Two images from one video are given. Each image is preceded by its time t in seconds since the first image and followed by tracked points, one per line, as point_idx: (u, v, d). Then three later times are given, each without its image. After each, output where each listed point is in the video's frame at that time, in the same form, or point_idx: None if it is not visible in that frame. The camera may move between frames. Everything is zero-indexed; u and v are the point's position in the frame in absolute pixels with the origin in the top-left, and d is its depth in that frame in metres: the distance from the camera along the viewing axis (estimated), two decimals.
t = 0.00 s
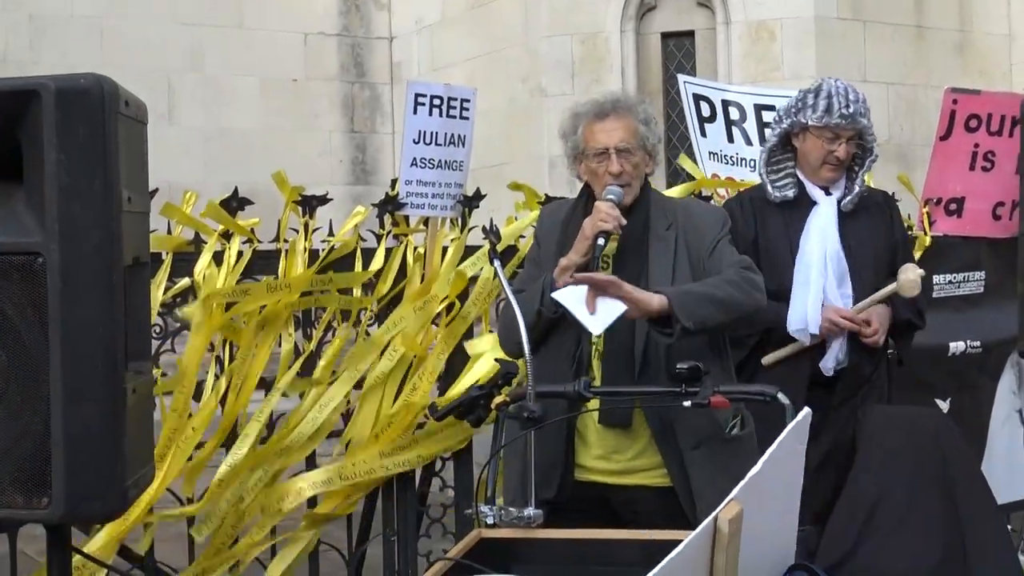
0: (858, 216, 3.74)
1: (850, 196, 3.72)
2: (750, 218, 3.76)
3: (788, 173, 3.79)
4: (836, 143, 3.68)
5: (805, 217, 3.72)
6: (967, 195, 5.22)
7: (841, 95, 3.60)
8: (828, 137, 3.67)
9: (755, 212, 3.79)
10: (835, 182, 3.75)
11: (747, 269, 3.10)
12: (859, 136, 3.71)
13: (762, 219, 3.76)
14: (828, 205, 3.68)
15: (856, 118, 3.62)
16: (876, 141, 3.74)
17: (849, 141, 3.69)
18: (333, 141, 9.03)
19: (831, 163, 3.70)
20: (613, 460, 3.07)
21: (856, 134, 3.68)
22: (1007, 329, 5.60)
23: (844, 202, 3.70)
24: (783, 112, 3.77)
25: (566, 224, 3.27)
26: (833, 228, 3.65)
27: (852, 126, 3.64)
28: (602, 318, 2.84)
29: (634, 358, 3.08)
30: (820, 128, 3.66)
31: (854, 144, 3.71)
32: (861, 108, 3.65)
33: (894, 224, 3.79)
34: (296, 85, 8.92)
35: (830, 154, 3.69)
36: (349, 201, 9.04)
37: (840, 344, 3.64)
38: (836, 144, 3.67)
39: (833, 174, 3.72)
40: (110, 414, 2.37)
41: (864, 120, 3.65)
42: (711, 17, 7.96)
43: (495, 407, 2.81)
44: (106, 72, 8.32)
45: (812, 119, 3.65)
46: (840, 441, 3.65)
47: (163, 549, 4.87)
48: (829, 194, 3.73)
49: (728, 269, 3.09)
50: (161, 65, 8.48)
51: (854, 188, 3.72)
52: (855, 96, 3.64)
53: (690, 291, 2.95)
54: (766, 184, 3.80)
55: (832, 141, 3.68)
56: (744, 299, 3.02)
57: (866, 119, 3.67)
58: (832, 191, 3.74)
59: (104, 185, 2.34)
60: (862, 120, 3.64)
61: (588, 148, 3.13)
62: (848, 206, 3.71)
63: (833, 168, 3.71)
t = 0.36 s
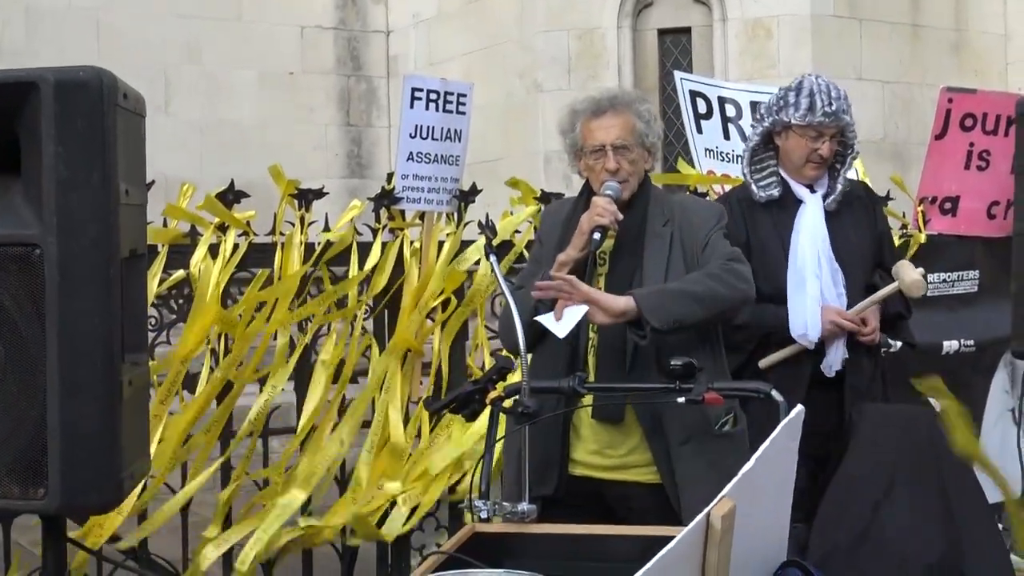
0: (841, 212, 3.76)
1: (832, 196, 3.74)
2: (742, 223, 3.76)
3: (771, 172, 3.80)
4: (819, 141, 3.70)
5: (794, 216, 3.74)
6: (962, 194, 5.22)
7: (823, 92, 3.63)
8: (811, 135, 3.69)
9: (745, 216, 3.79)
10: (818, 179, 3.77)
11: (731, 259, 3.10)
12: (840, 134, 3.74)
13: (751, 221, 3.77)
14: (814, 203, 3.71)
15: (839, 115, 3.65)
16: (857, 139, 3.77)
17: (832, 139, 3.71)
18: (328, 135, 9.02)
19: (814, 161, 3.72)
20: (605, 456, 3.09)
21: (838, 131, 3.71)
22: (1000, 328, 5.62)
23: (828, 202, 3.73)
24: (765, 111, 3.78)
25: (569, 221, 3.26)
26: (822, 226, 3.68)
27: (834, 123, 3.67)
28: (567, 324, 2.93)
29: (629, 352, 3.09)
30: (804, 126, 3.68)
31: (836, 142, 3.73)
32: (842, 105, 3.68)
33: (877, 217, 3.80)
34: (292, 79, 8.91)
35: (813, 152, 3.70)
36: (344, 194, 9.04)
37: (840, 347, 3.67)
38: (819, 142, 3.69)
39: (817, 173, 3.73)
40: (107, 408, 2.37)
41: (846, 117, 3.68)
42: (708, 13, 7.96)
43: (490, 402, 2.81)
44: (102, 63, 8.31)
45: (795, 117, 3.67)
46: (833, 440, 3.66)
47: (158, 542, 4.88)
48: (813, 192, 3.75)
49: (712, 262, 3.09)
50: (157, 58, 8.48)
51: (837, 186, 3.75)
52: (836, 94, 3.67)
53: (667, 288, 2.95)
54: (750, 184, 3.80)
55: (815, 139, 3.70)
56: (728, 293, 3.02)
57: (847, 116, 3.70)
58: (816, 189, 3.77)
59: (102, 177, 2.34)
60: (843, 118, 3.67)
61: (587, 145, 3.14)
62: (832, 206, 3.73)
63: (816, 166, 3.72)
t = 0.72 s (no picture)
0: (855, 221, 3.79)
1: (844, 204, 3.75)
2: (755, 227, 3.77)
3: (783, 179, 3.82)
4: (830, 148, 3.68)
5: (807, 222, 3.75)
6: (960, 203, 5.23)
7: (834, 99, 3.63)
8: (823, 142, 3.68)
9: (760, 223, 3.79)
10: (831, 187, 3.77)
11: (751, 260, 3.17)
12: (853, 140, 3.73)
13: (765, 226, 3.78)
14: (828, 209, 3.71)
15: (850, 122, 3.64)
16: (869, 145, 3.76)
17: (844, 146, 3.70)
18: (329, 132, 9.02)
19: (827, 169, 3.71)
20: (606, 458, 3.09)
21: (850, 138, 3.69)
22: (995, 338, 5.63)
23: (841, 209, 3.74)
24: (777, 119, 3.78)
25: (566, 224, 3.29)
26: (834, 233, 3.68)
27: (846, 130, 3.65)
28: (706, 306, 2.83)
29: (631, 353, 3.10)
30: (814, 133, 3.67)
31: (848, 148, 3.72)
32: (854, 111, 3.66)
33: (889, 223, 3.84)
34: (293, 75, 8.92)
35: (824, 160, 3.70)
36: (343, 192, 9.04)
37: (849, 350, 3.65)
38: (831, 149, 3.68)
39: (829, 179, 3.73)
40: (103, 402, 2.38)
41: (858, 124, 3.67)
42: (710, 17, 7.97)
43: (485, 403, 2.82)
44: (103, 57, 8.31)
45: (806, 125, 3.66)
46: (828, 447, 3.67)
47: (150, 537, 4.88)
48: (828, 200, 3.76)
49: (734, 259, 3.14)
50: (159, 52, 8.48)
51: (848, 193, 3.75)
52: (847, 100, 3.66)
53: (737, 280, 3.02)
54: (760, 190, 3.81)
55: (827, 146, 3.68)
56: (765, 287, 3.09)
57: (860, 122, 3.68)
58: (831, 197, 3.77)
59: (101, 171, 2.34)
60: (855, 125, 3.66)
61: (590, 147, 3.15)
62: (845, 213, 3.75)
63: (829, 173, 3.71)
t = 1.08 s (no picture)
0: (893, 225, 3.80)
1: (883, 207, 3.77)
2: (789, 221, 3.82)
3: (823, 178, 3.85)
4: (866, 146, 3.73)
5: (844, 222, 3.77)
6: (951, 204, 5.20)
7: (870, 97, 3.68)
8: (859, 140, 3.73)
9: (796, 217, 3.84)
10: (871, 188, 3.80)
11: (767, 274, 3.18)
12: (893, 140, 3.76)
13: (800, 222, 3.82)
14: (865, 211, 3.74)
15: (886, 120, 3.68)
16: (911, 148, 3.79)
17: (882, 145, 3.74)
18: (323, 135, 9.01)
19: (864, 167, 3.75)
20: (609, 458, 3.10)
21: (888, 137, 3.73)
22: (989, 339, 5.63)
23: (880, 212, 3.76)
24: (818, 120, 3.84)
25: (553, 221, 3.30)
26: (869, 232, 3.71)
27: (882, 128, 3.69)
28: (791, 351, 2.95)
29: (631, 351, 3.10)
30: (851, 131, 3.72)
31: (887, 148, 3.75)
32: (892, 111, 3.70)
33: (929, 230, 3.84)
34: (287, 78, 8.93)
35: (860, 157, 3.74)
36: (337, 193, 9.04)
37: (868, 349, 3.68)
38: (867, 147, 3.73)
39: (867, 178, 3.76)
40: (89, 402, 2.38)
41: (895, 123, 3.70)
42: (703, 19, 7.98)
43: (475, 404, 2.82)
44: (97, 60, 8.31)
45: (842, 123, 3.72)
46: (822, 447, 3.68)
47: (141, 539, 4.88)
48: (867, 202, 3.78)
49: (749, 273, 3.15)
50: (153, 55, 8.48)
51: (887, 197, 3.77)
52: (884, 100, 3.71)
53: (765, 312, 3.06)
54: (799, 189, 3.85)
55: (863, 144, 3.73)
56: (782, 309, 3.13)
57: (898, 122, 3.72)
58: (871, 199, 3.80)
59: (89, 171, 2.34)
60: (892, 123, 3.70)
61: (578, 143, 3.15)
62: (881, 216, 3.76)
63: (866, 172, 3.75)
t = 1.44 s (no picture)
0: (903, 220, 3.81)
1: (890, 200, 3.77)
2: (797, 211, 3.87)
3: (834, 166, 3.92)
4: (864, 126, 3.80)
5: (851, 213, 3.80)
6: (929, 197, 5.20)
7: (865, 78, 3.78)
8: (857, 121, 3.81)
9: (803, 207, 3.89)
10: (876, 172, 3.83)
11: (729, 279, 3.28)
12: (897, 124, 3.80)
13: (806, 209, 3.87)
14: (874, 202, 3.76)
15: (880, 98, 3.76)
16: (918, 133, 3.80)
17: (882, 126, 3.79)
18: (301, 129, 9.00)
19: (864, 148, 3.81)
20: (582, 450, 3.12)
21: (888, 118, 3.78)
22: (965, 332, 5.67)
23: (888, 205, 3.76)
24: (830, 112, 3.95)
25: (515, 208, 3.30)
26: (875, 225, 3.72)
27: (877, 106, 3.76)
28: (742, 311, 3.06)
29: (606, 342, 3.11)
30: (849, 113, 3.82)
31: (889, 130, 3.80)
32: (891, 93, 3.77)
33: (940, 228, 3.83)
34: (265, 72, 8.89)
35: (860, 138, 3.81)
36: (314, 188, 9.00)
37: (870, 344, 3.69)
38: (865, 126, 3.79)
39: (868, 160, 3.81)
40: (64, 396, 2.37)
41: (892, 103, 3.76)
42: (681, 14, 8.00)
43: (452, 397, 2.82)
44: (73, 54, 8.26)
45: (842, 105, 3.83)
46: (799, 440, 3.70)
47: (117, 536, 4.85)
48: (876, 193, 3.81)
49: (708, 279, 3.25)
50: (129, 49, 8.43)
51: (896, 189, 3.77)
52: (884, 82, 3.79)
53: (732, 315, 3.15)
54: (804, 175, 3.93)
55: (862, 124, 3.80)
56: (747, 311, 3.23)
57: (897, 104, 3.77)
58: (880, 189, 3.83)
59: (63, 164, 2.33)
60: (888, 102, 3.76)
61: (545, 133, 3.15)
62: (890, 210, 3.77)
63: (867, 154, 3.81)
